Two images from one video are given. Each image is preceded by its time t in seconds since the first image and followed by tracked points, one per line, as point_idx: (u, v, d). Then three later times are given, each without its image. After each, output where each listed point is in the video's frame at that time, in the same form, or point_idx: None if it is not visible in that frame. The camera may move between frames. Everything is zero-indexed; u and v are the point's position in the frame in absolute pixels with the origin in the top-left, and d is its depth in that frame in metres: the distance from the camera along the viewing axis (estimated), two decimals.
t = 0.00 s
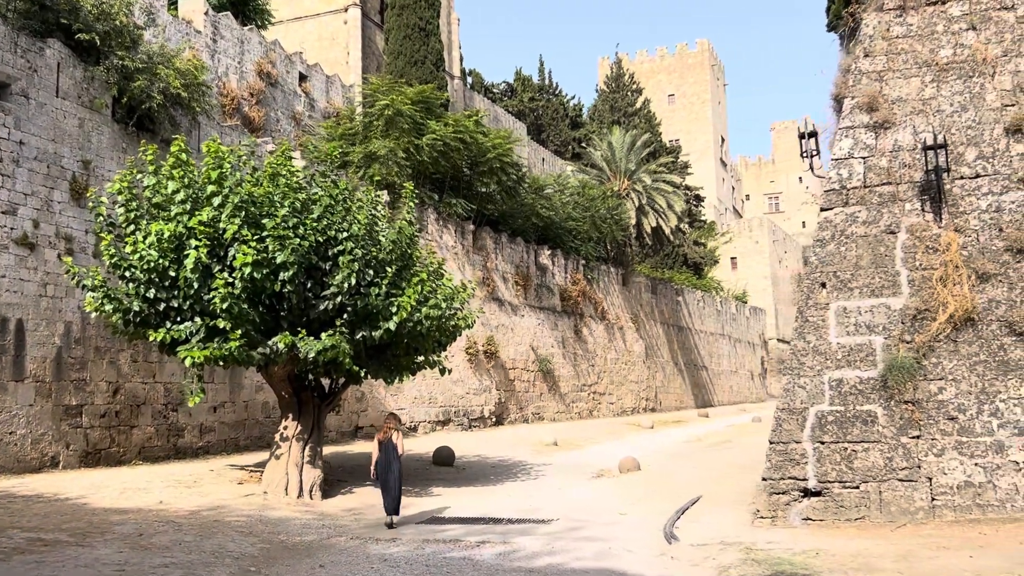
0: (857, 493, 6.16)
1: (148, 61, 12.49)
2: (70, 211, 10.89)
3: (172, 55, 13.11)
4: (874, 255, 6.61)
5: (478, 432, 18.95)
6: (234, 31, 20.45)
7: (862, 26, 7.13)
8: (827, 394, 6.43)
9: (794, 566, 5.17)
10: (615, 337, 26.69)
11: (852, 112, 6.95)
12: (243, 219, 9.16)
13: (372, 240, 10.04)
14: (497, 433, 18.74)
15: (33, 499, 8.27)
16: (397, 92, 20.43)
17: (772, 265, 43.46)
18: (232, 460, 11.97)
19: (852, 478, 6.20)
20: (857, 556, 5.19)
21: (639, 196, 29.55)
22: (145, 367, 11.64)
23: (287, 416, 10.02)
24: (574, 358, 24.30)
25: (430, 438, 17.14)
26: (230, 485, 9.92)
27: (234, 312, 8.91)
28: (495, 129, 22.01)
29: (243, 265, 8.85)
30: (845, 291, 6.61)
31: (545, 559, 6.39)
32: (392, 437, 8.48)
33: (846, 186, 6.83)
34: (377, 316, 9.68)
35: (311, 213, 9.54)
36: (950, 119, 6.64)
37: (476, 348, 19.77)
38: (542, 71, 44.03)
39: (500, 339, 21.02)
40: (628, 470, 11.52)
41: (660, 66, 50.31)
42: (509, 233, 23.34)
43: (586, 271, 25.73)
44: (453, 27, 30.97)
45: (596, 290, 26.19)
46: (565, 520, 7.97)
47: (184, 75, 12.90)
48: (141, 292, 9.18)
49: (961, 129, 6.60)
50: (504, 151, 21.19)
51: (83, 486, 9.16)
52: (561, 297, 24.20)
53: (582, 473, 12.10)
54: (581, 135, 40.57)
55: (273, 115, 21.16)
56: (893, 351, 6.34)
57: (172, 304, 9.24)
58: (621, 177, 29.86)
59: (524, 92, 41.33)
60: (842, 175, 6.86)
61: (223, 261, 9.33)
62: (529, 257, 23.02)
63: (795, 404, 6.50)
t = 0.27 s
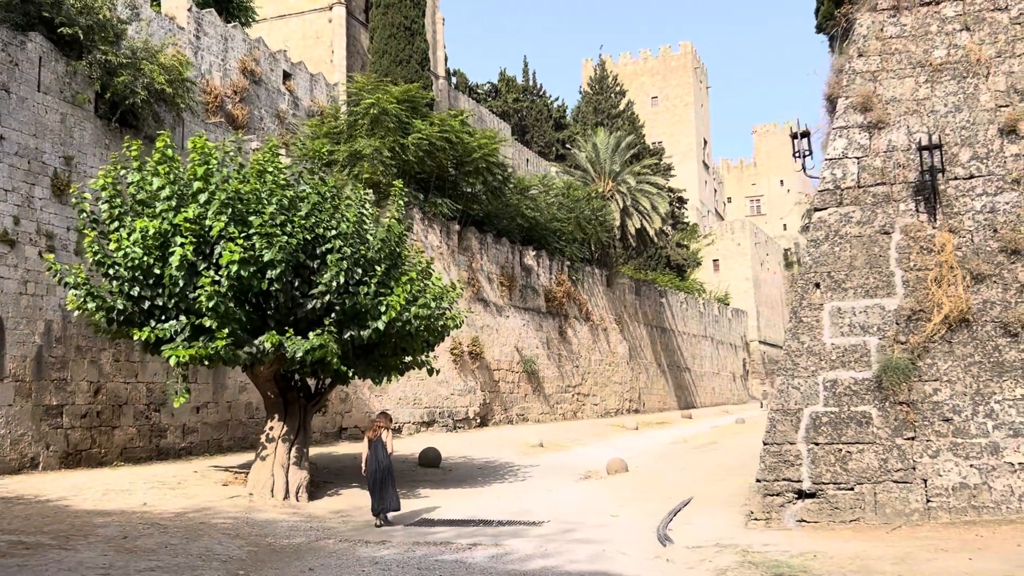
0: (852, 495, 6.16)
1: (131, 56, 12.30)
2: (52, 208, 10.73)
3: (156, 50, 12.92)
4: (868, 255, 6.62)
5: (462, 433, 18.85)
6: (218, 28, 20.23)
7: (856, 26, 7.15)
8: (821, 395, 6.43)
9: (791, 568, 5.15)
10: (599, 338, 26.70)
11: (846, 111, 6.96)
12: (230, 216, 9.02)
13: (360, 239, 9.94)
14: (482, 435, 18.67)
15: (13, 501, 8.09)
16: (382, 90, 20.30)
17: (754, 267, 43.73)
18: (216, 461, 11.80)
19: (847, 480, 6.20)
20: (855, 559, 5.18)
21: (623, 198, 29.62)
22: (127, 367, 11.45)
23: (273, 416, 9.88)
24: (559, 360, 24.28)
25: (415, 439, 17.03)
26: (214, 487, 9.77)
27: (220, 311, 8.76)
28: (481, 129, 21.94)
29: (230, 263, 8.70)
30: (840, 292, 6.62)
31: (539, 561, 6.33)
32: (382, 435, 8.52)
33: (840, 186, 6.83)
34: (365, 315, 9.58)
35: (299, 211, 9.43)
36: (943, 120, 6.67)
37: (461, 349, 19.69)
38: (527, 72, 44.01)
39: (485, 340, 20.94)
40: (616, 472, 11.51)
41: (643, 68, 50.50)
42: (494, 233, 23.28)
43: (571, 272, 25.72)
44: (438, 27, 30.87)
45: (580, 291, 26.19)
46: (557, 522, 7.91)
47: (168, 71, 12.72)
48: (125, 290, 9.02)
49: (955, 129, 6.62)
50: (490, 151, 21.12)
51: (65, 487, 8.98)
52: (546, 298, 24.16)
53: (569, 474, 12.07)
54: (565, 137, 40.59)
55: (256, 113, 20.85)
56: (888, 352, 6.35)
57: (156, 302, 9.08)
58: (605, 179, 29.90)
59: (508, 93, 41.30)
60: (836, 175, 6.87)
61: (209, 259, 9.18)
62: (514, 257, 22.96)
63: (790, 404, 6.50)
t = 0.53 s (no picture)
0: (852, 498, 6.16)
1: (119, 53, 12.14)
2: (38, 206, 10.55)
3: (145, 47, 12.76)
4: (868, 257, 6.63)
5: (451, 436, 18.75)
6: (206, 26, 20.05)
7: (855, 27, 7.17)
8: (821, 397, 6.43)
9: (795, 572, 5.13)
10: (587, 340, 26.70)
11: (846, 112, 6.97)
12: (222, 215, 8.88)
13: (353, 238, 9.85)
14: (471, 437, 18.58)
15: None
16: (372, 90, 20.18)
17: (739, 270, 43.93)
18: (204, 463, 11.64)
19: (848, 483, 6.20)
20: (859, 563, 5.17)
21: (611, 200, 29.65)
22: (114, 368, 11.29)
23: (264, 418, 9.76)
24: (546, 362, 24.25)
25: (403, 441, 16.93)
26: (203, 490, 9.63)
27: (211, 311, 8.62)
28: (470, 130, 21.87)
29: (222, 262, 8.56)
30: (840, 294, 6.62)
31: (539, 565, 6.27)
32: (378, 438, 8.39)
33: (840, 188, 6.84)
34: (358, 316, 9.48)
35: (292, 211, 9.32)
36: (944, 121, 6.68)
37: (449, 350, 19.60)
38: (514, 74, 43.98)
39: (474, 342, 20.85)
40: (608, 474, 11.47)
41: (630, 71, 50.66)
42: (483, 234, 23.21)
43: (559, 274, 25.71)
44: (427, 27, 30.79)
45: (568, 293, 26.19)
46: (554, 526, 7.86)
47: (158, 68, 12.56)
48: (114, 289, 8.86)
49: (956, 131, 6.63)
50: (480, 151, 21.05)
51: (51, 490, 8.82)
52: (534, 300, 24.12)
53: (561, 477, 12.03)
54: (552, 139, 40.60)
55: (243, 112, 20.64)
56: (888, 354, 6.36)
57: (146, 302, 8.93)
58: (593, 181, 29.92)
59: (496, 94, 41.26)
60: (836, 176, 6.88)
61: (200, 258, 9.04)
62: (503, 259, 22.90)
63: (790, 407, 6.50)
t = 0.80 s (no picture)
0: (854, 505, 6.14)
1: (108, 52, 11.98)
2: (25, 206, 10.42)
3: (134, 45, 12.60)
4: (869, 262, 6.61)
5: (441, 439, 18.64)
6: (194, 26, 19.87)
7: (854, 30, 7.15)
8: (822, 402, 6.40)
9: None
10: (576, 344, 26.66)
11: (846, 116, 6.96)
12: (214, 217, 8.74)
13: (347, 240, 9.75)
14: (460, 441, 18.49)
15: None
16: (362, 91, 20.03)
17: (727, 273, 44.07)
18: (193, 468, 11.49)
19: (848, 490, 6.17)
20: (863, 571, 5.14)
21: (601, 203, 29.65)
22: (101, 372, 11.11)
23: (255, 423, 9.63)
24: (536, 365, 24.18)
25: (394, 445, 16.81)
26: (193, 495, 9.49)
27: (203, 314, 8.47)
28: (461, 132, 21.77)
29: (214, 265, 8.43)
30: (841, 299, 6.59)
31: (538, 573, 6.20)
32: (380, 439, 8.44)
33: (840, 192, 6.82)
34: (352, 319, 9.38)
35: (285, 213, 9.22)
36: (944, 126, 6.67)
37: (440, 354, 19.49)
38: (503, 77, 43.92)
39: (464, 345, 20.74)
40: (601, 479, 11.42)
41: (619, 74, 50.76)
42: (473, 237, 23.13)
43: (549, 277, 25.67)
44: (417, 30, 30.67)
45: (558, 296, 26.15)
46: (551, 532, 7.79)
47: (147, 67, 12.41)
48: (103, 292, 8.72)
49: (957, 135, 6.62)
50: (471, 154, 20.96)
51: (38, 496, 8.66)
52: (524, 303, 24.06)
53: (554, 481, 11.97)
54: (542, 142, 40.57)
55: (232, 113, 20.44)
56: (890, 359, 6.34)
57: (137, 305, 8.79)
58: (582, 184, 29.90)
59: (485, 97, 41.19)
60: (836, 180, 6.86)
61: (192, 260, 8.90)
62: (493, 262, 22.81)
63: (790, 413, 6.47)
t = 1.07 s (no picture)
0: (857, 509, 6.10)
1: (101, 50, 11.85)
2: (16, 205, 10.30)
3: (127, 44, 12.48)
4: (871, 264, 6.58)
5: (434, 443, 18.54)
6: (186, 26, 19.74)
7: (855, 31, 7.14)
8: (825, 406, 6.37)
9: None
10: (568, 347, 26.62)
11: (848, 117, 6.93)
12: (209, 216, 8.62)
13: (343, 241, 9.66)
14: (453, 444, 18.41)
15: None
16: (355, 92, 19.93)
17: (717, 277, 44.16)
18: (184, 471, 11.35)
19: (851, 494, 6.13)
20: None
21: (593, 206, 29.64)
22: (91, 373, 10.96)
23: (248, 425, 9.51)
24: (529, 368, 24.11)
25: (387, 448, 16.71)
26: (185, 499, 9.37)
27: (197, 314, 8.34)
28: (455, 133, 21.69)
29: (209, 265, 8.31)
30: (843, 301, 6.56)
31: None
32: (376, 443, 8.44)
33: (842, 194, 6.79)
34: (348, 321, 9.28)
35: (281, 213, 9.12)
36: (947, 127, 6.65)
37: (432, 356, 19.39)
38: (495, 80, 43.90)
39: (456, 347, 20.65)
40: (597, 483, 11.36)
41: (610, 78, 50.85)
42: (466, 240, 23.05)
43: (541, 280, 25.62)
44: (409, 32, 30.60)
45: (550, 300, 26.11)
46: (550, 537, 7.71)
47: (140, 66, 12.29)
48: (96, 292, 8.59)
49: (959, 136, 6.60)
50: (464, 156, 20.88)
51: (27, 499, 8.52)
52: (517, 306, 24.00)
53: (549, 485, 11.90)
54: (533, 145, 40.54)
55: (224, 113, 20.26)
56: (892, 362, 6.31)
57: (129, 305, 8.66)
58: (575, 187, 29.88)
59: (477, 100, 41.12)
60: (838, 182, 6.84)
61: (185, 260, 8.78)
62: (486, 264, 22.73)
63: (792, 416, 6.43)
